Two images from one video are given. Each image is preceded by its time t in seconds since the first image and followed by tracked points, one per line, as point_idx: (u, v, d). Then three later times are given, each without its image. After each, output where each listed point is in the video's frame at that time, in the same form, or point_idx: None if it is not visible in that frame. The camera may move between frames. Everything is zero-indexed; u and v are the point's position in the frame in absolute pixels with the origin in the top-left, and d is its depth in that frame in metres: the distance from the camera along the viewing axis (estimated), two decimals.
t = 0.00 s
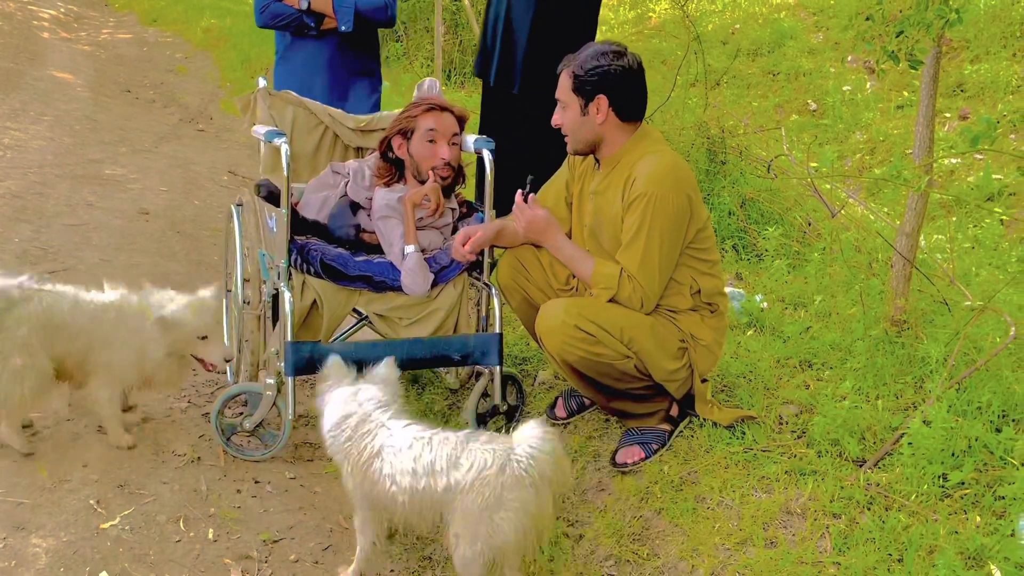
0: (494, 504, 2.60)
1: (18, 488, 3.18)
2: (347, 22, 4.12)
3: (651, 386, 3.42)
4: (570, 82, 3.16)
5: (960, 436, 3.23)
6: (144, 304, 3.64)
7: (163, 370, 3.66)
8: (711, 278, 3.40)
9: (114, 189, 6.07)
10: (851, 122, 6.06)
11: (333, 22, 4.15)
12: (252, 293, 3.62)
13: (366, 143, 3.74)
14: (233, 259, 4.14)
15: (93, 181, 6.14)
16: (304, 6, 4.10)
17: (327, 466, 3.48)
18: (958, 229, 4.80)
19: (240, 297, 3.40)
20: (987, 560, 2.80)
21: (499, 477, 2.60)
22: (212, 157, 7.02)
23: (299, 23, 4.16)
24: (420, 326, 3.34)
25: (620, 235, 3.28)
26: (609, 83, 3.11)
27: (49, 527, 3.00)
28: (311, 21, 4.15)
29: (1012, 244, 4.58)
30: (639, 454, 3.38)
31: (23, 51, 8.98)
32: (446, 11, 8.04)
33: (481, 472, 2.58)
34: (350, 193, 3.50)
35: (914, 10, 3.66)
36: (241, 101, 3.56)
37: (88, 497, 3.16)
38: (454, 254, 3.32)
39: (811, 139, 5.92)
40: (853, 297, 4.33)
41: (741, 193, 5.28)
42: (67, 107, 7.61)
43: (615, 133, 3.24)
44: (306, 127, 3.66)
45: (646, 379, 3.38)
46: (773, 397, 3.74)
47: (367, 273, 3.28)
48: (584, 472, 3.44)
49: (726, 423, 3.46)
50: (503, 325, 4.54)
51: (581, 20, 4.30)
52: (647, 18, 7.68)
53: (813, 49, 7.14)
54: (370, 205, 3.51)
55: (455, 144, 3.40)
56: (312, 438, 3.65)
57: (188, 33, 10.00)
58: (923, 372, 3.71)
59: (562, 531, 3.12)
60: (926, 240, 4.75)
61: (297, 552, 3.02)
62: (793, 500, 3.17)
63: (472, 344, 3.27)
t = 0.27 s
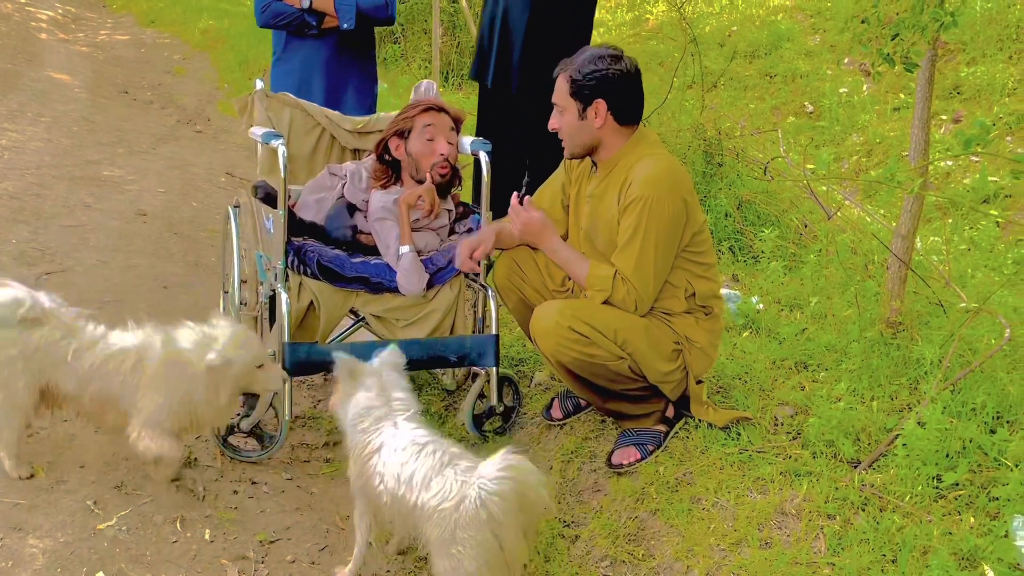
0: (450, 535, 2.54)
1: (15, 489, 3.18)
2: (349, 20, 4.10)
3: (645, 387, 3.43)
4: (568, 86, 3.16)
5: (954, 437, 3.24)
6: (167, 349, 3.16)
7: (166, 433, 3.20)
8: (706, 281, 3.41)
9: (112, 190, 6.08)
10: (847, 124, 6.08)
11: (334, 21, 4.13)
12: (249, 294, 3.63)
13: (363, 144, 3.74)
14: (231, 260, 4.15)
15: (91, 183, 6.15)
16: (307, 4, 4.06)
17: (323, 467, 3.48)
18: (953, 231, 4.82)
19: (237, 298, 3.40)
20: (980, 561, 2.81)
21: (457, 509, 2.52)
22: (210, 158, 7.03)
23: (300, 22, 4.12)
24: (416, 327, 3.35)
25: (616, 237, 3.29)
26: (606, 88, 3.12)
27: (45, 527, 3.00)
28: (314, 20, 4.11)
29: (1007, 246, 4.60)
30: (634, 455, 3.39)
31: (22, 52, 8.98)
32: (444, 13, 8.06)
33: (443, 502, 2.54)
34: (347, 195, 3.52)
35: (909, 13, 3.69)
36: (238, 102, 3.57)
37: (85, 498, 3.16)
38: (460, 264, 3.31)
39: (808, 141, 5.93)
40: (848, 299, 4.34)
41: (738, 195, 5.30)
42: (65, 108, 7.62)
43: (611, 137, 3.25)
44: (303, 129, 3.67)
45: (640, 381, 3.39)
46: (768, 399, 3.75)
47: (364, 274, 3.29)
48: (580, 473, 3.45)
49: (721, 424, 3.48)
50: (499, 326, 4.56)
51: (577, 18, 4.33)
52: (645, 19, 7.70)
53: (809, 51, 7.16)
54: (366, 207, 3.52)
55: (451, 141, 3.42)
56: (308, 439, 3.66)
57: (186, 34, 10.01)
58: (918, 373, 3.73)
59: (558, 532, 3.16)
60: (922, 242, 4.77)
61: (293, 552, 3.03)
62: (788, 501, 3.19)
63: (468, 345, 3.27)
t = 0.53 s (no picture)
0: (440, 560, 2.48)
1: (14, 491, 3.18)
2: (362, 18, 4.11)
3: (644, 389, 3.44)
4: (572, 90, 3.15)
5: (951, 439, 3.25)
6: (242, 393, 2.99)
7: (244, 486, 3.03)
8: (705, 284, 3.42)
9: (110, 193, 6.09)
10: (845, 127, 6.10)
11: (346, 20, 4.14)
12: (247, 296, 3.63)
13: (360, 147, 3.75)
14: (229, 262, 4.15)
15: (90, 185, 6.15)
16: (320, 4, 4.06)
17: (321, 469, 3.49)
18: (951, 234, 4.83)
19: (235, 301, 3.40)
20: (976, 562, 2.82)
21: (449, 538, 2.46)
22: (209, 161, 7.04)
23: (312, 21, 4.11)
24: (414, 329, 3.36)
25: (614, 239, 3.30)
26: (614, 88, 3.14)
27: (43, 529, 3.01)
28: (326, 19, 4.12)
29: (1004, 249, 4.61)
30: (632, 456, 3.40)
31: (21, 54, 8.99)
32: (442, 16, 8.07)
33: (439, 527, 2.51)
34: (346, 197, 3.53)
35: (906, 15, 3.70)
36: (236, 105, 3.58)
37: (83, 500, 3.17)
38: (475, 284, 3.34)
39: (806, 144, 5.95)
40: (846, 301, 4.35)
41: (736, 197, 5.32)
42: (64, 110, 7.62)
43: (615, 140, 3.27)
44: (301, 131, 3.68)
45: (639, 383, 3.40)
46: (765, 401, 3.76)
47: (362, 277, 3.29)
48: (578, 475, 3.46)
49: (718, 426, 3.48)
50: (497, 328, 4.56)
51: (577, 14, 4.33)
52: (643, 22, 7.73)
53: (807, 54, 7.18)
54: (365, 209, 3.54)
55: (450, 142, 3.44)
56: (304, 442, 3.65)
57: (185, 36, 10.03)
58: (915, 375, 3.74)
59: (556, 533, 3.17)
60: (920, 244, 4.78)
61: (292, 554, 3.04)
62: (784, 502, 3.19)
63: (466, 347, 3.28)
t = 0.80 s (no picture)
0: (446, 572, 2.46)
1: (13, 493, 3.18)
2: (368, 16, 4.13)
3: (645, 392, 3.45)
4: (576, 96, 3.15)
5: (949, 441, 3.26)
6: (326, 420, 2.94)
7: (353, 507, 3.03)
8: (705, 286, 3.42)
9: (111, 195, 6.10)
10: (844, 130, 6.11)
11: (353, 20, 4.15)
12: (247, 298, 3.64)
13: (360, 150, 3.75)
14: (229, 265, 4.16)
15: (90, 188, 6.16)
16: (326, 4, 4.06)
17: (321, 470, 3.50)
18: (950, 237, 4.83)
19: (235, 303, 3.41)
20: (974, 564, 2.82)
21: (456, 552, 2.44)
22: (209, 163, 7.05)
23: (318, 20, 4.13)
24: (413, 332, 3.37)
25: (615, 242, 3.31)
26: (618, 93, 3.16)
27: (44, 530, 3.01)
28: (332, 18, 4.13)
29: (1003, 252, 4.61)
30: (631, 458, 3.41)
31: (21, 57, 9.00)
32: (442, 19, 8.08)
33: (450, 539, 2.50)
34: (346, 199, 3.54)
35: (905, 19, 3.70)
36: (236, 108, 3.61)
37: (83, 501, 3.17)
38: (474, 286, 3.36)
39: (805, 147, 5.96)
40: (845, 303, 4.36)
41: (735, 200, 5.32)
42: (64, 113, 7.64)
43: (617, 144, 3.29)
44: (302, 134, 3.69)
45: (640, 386, 3.41)
46: (764, 403, 3.77)
47: (362, 279, 3.27)
48: (577, 477, 3.47)
49: (718, 429, 3.50)
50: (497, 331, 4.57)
51: (575, 15, 4.34)
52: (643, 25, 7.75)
53: (807, 57, 7.19)
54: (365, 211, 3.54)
55: (446, 140, 3.47)
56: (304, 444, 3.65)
57: (185, 39, 10.04)
58: (914, 378, 3.74)
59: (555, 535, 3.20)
60: (919, 247, 4.79)
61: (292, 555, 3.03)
62: (783, 504, 3.20)
63: (465, 350, 3.29)
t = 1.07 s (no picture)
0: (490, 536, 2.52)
1: (15, 496, 3.18)
2: (375, 15, 4.19)
3: (647, 395, 3.46)
4: (585, 101, 3.15)
5: (951, 445, 3.26)
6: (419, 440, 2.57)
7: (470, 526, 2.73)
8: (707, 288, 3.43)
9: (112, 199, 6.10)
10: (845, 133, 6.11)
11: (360, 20, 4.21)
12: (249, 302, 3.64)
13: (361, 154, 3.76)
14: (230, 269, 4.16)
15: (92, 191, 6.17)
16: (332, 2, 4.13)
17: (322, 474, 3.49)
18: (952, 241, 4.83)
19: (237, 307, 3.42)
20: (976, 568, 2.82)
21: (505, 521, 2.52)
22: (210, 167, 7.05)
23: (326, 19, 4.19)
24: (415, 335, 3.35)
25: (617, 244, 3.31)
26: (626, 97, 3.17)
27: (46, 534, 3.01)
28: (340, 17, 4.18)
29: (1005, 255, 4.62)
30: (632, 462, 3.40)
31: (23, 61, 9.01)
32: (443, 22, 8.10)
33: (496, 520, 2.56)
34: (348, 203, 3.53)
35: (906, 23, 3.70)
36: (239, 112, 3.58)
37: (85, 505, 3.17)
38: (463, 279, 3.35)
39: (806, 151, 5.96)
40: (846, 307, 4.36)
41: (736, 203, 5.32)
42: (66, 117, 7.65)
43: (621, 147, 3.30)
44: (303, 138, 3.70)
45: (642, 389, 3.42)
46: (765, 407, 3.76)
47: (363, 282, 3.31)
48: (579, 480, 3.47)
49: (722, 432, 3.49)
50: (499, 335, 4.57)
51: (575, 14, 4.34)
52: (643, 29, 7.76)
53: (807, 61, 7.20)
54: (366, 215, 3.54)
55: (444, 141, 3.48)
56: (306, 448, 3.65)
57: (186, 43, 10.05)
58: (915, 382, 3.74)
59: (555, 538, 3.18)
60: (920, 250, 4.79)
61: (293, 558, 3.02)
62: (784, 508, 3.20)
63: (467, 353, 3.28)
